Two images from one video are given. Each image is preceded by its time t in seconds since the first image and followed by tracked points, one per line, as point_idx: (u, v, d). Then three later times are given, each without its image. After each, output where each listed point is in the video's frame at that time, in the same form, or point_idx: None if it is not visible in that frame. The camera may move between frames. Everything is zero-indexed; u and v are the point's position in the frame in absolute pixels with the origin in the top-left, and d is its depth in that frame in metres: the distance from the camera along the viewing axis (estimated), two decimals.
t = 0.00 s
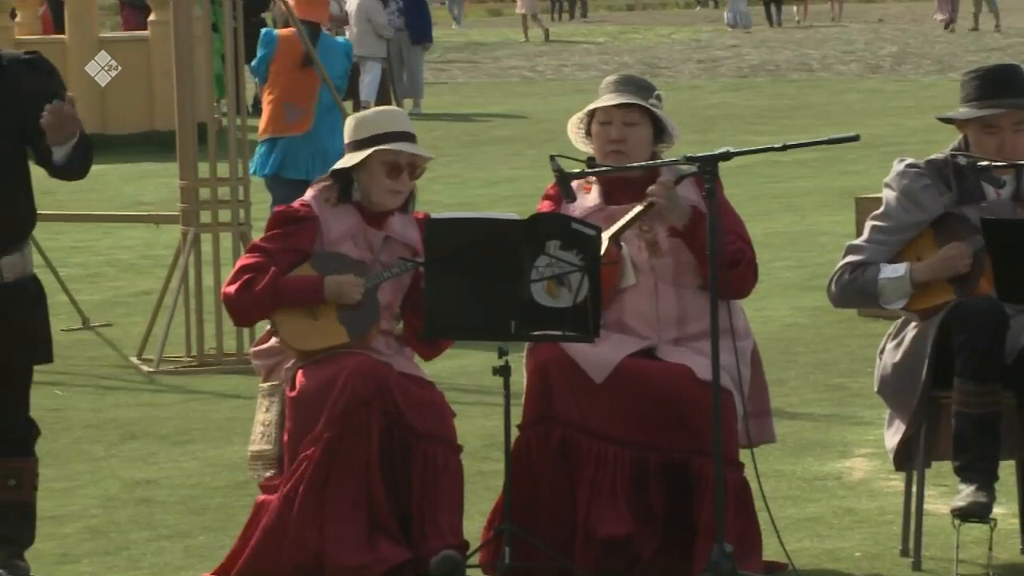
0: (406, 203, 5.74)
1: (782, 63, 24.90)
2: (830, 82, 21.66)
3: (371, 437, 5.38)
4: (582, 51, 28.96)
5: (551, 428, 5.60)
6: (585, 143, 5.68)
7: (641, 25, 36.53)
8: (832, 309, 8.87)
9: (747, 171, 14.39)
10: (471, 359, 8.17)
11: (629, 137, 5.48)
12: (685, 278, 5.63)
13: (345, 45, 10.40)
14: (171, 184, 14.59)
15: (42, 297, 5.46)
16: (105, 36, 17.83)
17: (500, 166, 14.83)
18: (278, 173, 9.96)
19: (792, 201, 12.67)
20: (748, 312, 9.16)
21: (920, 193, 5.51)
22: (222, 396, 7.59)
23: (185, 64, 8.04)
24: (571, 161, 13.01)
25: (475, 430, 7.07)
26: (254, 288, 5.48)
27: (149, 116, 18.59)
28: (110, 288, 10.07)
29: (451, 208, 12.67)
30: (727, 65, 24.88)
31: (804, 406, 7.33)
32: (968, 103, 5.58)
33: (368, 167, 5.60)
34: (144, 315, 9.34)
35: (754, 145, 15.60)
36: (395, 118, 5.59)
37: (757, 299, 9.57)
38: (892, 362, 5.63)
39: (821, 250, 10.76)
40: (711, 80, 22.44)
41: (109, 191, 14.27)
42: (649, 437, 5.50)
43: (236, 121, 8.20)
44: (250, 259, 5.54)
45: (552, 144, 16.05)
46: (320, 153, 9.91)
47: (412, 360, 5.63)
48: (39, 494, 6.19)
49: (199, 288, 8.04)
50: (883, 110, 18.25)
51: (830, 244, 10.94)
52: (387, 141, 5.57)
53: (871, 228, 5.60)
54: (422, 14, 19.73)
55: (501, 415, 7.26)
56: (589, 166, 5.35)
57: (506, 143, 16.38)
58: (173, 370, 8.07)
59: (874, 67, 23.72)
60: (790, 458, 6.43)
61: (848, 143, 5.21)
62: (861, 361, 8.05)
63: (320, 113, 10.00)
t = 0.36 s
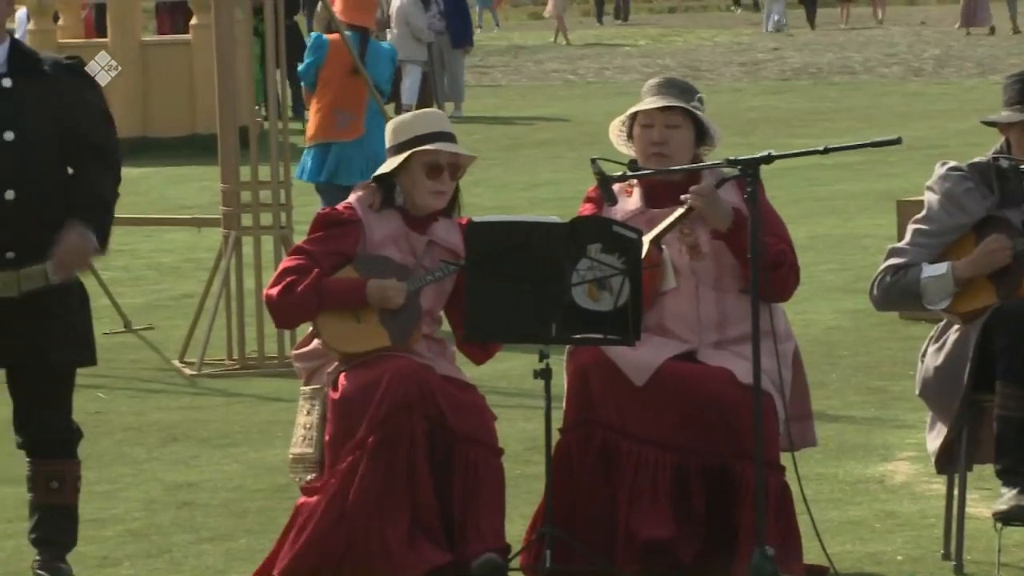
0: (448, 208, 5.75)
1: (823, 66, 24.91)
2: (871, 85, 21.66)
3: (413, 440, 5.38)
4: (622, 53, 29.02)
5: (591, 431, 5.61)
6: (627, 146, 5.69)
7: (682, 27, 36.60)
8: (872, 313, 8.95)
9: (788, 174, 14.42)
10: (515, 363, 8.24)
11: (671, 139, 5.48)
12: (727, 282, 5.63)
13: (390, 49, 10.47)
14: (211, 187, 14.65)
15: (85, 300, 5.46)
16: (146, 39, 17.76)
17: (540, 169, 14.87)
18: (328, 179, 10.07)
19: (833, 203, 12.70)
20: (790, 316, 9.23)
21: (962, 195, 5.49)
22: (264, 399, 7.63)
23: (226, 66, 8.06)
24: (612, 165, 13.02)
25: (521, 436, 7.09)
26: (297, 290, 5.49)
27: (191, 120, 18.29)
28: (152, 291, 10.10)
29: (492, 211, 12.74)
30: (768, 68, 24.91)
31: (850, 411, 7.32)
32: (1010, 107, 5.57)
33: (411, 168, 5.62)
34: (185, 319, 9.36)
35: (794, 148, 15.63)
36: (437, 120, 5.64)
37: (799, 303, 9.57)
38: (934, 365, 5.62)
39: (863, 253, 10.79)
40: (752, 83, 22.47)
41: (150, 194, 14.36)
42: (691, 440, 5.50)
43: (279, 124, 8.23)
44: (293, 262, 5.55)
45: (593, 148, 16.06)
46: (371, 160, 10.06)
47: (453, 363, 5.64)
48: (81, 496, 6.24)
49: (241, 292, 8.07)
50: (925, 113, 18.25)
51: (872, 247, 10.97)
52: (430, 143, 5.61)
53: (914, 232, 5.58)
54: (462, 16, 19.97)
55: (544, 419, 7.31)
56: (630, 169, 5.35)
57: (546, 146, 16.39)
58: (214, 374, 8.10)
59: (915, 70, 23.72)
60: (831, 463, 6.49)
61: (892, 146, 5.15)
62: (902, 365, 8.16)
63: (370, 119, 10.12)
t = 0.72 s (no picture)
0: (474, 206, 5.76)
1: (856, 68, 24.88)
2: (904, 88, 21.62)
3: (447, 442, 5.39)
4: (654, 57, 29.05)
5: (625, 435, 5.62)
6: (661, 149, 5.75)
7: (714, 30, 36.63)
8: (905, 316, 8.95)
9: (820, 177, 14.41)
10: (547, 367, 8.26)
11: (705, 142, 5.50)
12: (759, 284, 5.64)
13: (426, 51, 10.51)
14: (244, 190, 14.69)
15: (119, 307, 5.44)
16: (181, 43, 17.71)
17: (572, 172, 14.89)
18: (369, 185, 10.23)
19: (865, 206, 12.69)
20: (822, 319, 9.23)
21: (994, 198, 5.48)
22: (297, 403, 7.66)
23: (260, 69, 8.07)
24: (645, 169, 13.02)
25: (555, 440, 7.10)
26: (327, 295, 5.50)
27: (224, 125, 18.20)
28: (185, 294, 10.13)
29: (524, 214, 12.76)
30: (801, 71, 24.89)
31: (884, 415, 7.32)
32: None
33: (430, 167, 5.63)
34: (219, 321, 9.40)
35: (825, 152, 15.62)
36: (456, 118, 5.66)
37: (832, 306, 9.56)
38: (967, 368, 5.60)
39: (896, 256, 10.78)
40: (784, 86, 22.46)
41: (184, 197, 14.40)
42: (723, 444, 5.48)
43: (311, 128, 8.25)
44: (321, 267, 5.56)
45: (626, 151, 16.06)
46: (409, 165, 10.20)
47: (484, 365, 5.64)
48: (114, 499, 6.26)
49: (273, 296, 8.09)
50: (957, 116, 18.22)
51: (905, 250, 10.96)
52: (450, 141, 5.62)
53: (946, 236, 5.58)
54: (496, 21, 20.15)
55: (577, 421, 7.33)
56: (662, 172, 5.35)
57: (579, 150, 16.40)
58: (247, 377, 8.13)
59: (948, 73, 23.68)
60: (863, 466, 6.49)
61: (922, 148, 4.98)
62: (936, 367, 8.15)
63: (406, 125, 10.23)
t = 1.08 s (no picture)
0: (495, 206, 5.77)
1: (889, 75, 24.84)
2: (938, 93, 21.57)
3: (481, 448, 5.39)
4: (688, 63, 29.03)
5: (658, 442, 5.62)
6: (694, 153, 5.79)
7: (747, 36, 36.59)
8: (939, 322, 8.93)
9: (854, 183, 14.38)
10: (580, 373, 8.26)
11: (740, 148, 5.54)
12: (793, 289, 5.64)
13: (460, 59, 10.48)
14: (278, 196, 14.70)
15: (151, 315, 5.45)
16: (214, 49, 17.73)
17: (606, 178, 14.89)
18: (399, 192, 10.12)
19: (898, 212, 12.66)
20: (856, 325, 9.22)
21: None
22: (331, 409, 7.67)
23: (294, 76, 8.09)
24: (679, 175, 13.00)
25: (589, 446, 7.09)
26: (357, 303, 5.52)
27: (257, 130, 18.29)
28: (219, 300, 10.15)
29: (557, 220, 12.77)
30: (835, 77, 24.87)
31: (919, 421, 7.30)
32: None
33: (447, 170, 5.65)
34: (252, 328, 9.42)
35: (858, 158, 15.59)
36: (470, 119, 5.68)
37: (866, 313, 9.54)
38: (1002, 375, 5.57)
39: (929, 263, 10.75)
40: (818, 92, 22.42)
41: (217, 204, 14.42)
42: (756, 450, 5.48)
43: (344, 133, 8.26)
44: (349, 276, 5.58)
45: (660, 157, 16.04)
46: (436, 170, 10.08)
47: (516, 369, 5.63)
48: (148, 506, 6.27)
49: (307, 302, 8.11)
50: (991, 122, 18.17)
51: (939, 256, 10.93)
52: (465, 142, 5.64)
53: (981, 241, 5.55)
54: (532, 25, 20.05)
55: (610, 428, 7.33)
56: (695, 180, 5.37)
57: (613, 155, 16.39)
58: (280, 384, 8.15)
59: (983, 78, 23.62)
60: (897, 472, 6.48)
61: (956, 155, 4.91)
62: (970, 373, 8.13)
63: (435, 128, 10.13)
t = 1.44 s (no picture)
0: (519, 213, 5.75)
1: (918, 83, 24.78)
2: (967, 102, 21.51)
3: (510, 457, 5.38)
4: (715, 72, 29.02)
5: (687, 451, 5.60)
6: (723, 161, 5.77)
7: (775, 45, 36.54)
8: (967, 330, 8.89)
9: (881, 192, 14.35)
10: (607, 383, 8.25)
11: (769, 157, 5.52)
12: (822, 300, 5.63)
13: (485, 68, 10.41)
14: (306, 205, 14.72)
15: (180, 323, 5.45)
16: (242, 59, 17.78)
17: (633, 187, 14.88)
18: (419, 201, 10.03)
19: (927, 221, 12.62)
20: (884, 334, 9.19)
21: None
22: (358, 418, 7.67)
23: (322, 84, 8.10)
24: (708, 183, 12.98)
25: (618, 455, 7.08)
26: (383, 311, 5.51)
27: (286, 139, 18.32)
28: (247, 309, 10.17)
29: (584, 229, 12.76)
30: (864, 86, 24.82)
31: (947, 430, 7.27)
32: None
33: (470, 179, 5.64)
34: (280, 337, 9.43)
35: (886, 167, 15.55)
36: (491, 127, 5.68)
37: (893, 322, 9.51)
38: None
39: (958, 272, 10.71)
40: (846, 101, 22.39)
41: (245, 213, 14.45)
42: (784, 459, 5.48)
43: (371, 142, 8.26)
44: (376, 284, 5.58)
45: (688, 166, 16.02)
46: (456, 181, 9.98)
47: (544, 378, 5.63)
48: (177, 515, 6.28)
49: (334, 311, 8.12)
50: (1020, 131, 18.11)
51: (966, 265, 10.90)
52: (487, 151, 5.63)
53: (1011, 249, 5.18)
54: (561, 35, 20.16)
55: (639, 437, 7.32)
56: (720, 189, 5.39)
57: (641, 165, 16.38)
58: (309, 393, 8.15)
59: (1012, 87, 23.55)
60: (925, 482, 6.45)
61: (984, 164, 4.87)
62: (999, 383, 8.09)
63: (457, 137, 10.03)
